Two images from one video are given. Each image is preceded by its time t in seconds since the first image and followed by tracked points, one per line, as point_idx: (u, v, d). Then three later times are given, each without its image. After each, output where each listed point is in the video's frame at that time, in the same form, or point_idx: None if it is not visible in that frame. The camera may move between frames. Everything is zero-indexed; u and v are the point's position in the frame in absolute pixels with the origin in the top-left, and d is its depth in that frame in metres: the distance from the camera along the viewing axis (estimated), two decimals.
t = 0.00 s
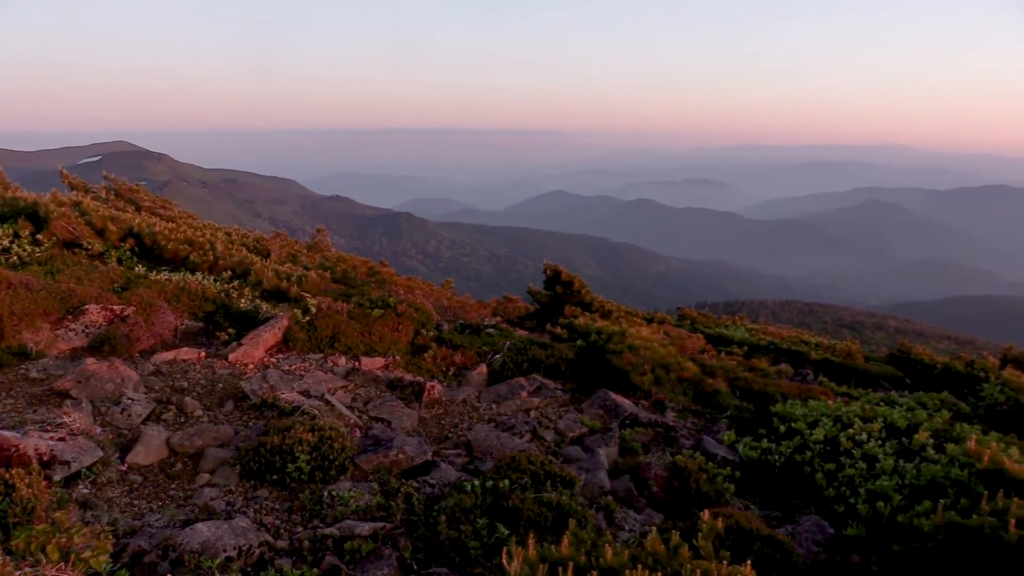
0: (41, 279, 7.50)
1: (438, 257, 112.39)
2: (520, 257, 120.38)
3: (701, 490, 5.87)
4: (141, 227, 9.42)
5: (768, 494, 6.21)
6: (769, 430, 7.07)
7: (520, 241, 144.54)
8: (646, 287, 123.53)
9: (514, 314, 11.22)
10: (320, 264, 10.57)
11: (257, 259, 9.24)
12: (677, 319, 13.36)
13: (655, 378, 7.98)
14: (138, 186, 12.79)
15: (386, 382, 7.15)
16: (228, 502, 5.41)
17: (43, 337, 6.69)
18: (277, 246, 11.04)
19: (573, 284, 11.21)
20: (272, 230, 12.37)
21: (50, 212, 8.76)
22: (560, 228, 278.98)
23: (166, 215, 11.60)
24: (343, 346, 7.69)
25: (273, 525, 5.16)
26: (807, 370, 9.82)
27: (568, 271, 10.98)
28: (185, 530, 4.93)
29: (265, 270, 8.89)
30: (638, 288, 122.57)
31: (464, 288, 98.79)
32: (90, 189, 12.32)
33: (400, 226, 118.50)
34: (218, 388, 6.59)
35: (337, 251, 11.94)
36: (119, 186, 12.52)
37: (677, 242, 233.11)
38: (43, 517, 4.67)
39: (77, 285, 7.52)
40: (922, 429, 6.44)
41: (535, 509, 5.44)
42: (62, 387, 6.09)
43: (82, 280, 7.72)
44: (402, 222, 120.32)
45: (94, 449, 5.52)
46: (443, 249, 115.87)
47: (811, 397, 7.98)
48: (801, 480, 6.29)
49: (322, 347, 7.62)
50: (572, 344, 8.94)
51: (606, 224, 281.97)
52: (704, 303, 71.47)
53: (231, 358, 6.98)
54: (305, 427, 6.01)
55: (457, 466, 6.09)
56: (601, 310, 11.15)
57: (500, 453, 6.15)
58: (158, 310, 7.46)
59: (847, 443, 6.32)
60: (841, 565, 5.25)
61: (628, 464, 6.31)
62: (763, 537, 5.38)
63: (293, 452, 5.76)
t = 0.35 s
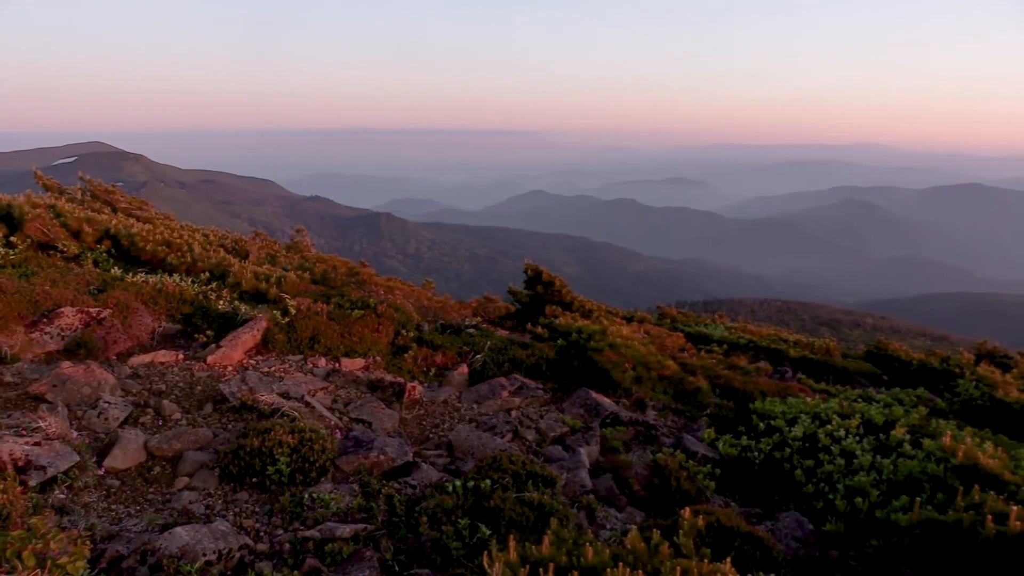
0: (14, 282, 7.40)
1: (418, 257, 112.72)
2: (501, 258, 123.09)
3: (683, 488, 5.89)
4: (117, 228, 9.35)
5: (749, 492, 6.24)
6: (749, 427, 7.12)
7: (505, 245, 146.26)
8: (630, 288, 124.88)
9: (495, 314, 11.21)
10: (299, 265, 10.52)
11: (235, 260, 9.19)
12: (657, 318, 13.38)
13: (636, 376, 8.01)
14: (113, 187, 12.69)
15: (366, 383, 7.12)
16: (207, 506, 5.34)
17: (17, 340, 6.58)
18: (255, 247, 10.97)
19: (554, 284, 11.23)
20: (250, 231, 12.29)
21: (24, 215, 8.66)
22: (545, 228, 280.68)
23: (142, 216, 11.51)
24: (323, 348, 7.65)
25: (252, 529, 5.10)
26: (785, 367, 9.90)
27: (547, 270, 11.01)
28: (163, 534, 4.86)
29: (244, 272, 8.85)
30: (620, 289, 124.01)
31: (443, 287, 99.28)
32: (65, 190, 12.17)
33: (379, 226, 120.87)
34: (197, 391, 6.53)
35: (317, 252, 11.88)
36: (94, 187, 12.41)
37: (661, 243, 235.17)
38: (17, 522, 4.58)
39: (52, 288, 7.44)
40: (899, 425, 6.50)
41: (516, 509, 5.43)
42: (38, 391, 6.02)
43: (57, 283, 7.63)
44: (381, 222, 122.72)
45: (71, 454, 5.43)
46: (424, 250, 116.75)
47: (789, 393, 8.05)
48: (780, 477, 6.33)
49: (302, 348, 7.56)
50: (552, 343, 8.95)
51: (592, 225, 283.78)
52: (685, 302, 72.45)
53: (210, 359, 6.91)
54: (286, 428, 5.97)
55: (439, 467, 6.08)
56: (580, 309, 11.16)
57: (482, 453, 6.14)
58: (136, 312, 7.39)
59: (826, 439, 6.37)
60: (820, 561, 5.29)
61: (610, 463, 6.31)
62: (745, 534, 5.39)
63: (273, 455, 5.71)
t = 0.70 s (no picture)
0: None
1: (396, 257, 118.18)
2: (478, 257, 128.68)
3: (662, 485, 5.92)
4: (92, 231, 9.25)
5: (727, 488, 6.27)
6: (727, 425, 7.18)
7: (490, 250, 147.52)
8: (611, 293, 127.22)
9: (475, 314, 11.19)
10: (277, 266, 10.45)
11: (213, 262, 9.11)
12: (637, 317, 13.42)
13: (616, 375, 8.03)
14: (88, 188, 12.55)
15: (345, 385, 7.09)
16: (184, 510, 5.28)
17: None
18: (233, 249, 10.88)
19: (533, 284, 11.26)
20: (227, 232, 12.19)
21: None
22: (530, 228, 283.08)
23: (118, 218, 11.38)
24: (302, 349, 7.59)
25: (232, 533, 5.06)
26: (763, 365, 9.98)
27: (527, 271, 11.03)
28: (141, 539, 4.79)
29: (221, 274, 8.78)
30: (602, 294, 126.25)
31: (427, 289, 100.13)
32: (38, 191, 12.01)
33: (359, 225, 127.57)
34: (174, 394, 6.46)
35: (295, 253, 11.82)
36: (68, 188, 12.25)
37: (646, 245, 237.49)
38: None
39: (25, 292, 7.32)
40: (875, 421, 6.57)
41: (496, 509, 5.43)
42: (11, 396, 5.92)
43: (30, 286, 7.51)
44: (362, 224, 127.37)
45: (46, 458, 5.36)
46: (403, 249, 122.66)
47: (767, 391, 8.13)
48: (759, 473, 6.37)
49: (280, 350, 7.49)
50: (532, 343, 8.96)
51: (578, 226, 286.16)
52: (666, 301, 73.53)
53: (187, 362, 6.85)
54: (264, 431, 5.92)
55: (419, 468, 6.05)
56: (560, 309, 11.19)
57: (461, 453, 6.13)
58: (111, 315, 7.29)
59: (803, 436, 6.43)
60: (798, 557, 5.33)
61: (589, 461, 6.33)
62: (724, 531, 5.43)
63: (251, 458, 5.66)
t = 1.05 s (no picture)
0: None
1: (373, 257, 119.88)
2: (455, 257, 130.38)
3: (639, 483, 5.95)
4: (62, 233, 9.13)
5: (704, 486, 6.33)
6: (703, 423, 7.24)
7: (471, 252, 147.93)
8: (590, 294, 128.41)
9: (451, 314, 11.16)
10: (251, 268, 10.36)
11: (186, 265, 9.02)
12: (613, 315, 13.46)
13: (592, 375, 8.06)
14: (58, 189, 12.38)
15: (322, 387, 7.04)
16: (159, 515, 5.19)
17: None
18: (206, 250, 10.78)
19: (510, 283, 11.26)
20: (201, 234, 12.08)
21: None
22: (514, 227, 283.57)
23: (88, 219, 11.24)
24: (277, 351, 7.52)
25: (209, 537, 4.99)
26: (738, 362, 10.06)
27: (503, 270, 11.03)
28: (114, 545, 4.71)
29: (195, 276, 8.69)
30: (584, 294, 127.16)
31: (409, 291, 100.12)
32: (5, 193, 11.82)
33: (334, 226, 128.85)
34: (147, 397, 6.38)
35: (270, 254, 11.72)
36: (37, 190, 12.06)
37: (627, 245, 239.08)
38: None
39: None
40: (849, 416, 6.65)
41: (474, 509, 5.42)
42: None
43: None
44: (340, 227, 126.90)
45: (15, 465, 5.25)
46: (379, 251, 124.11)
47: (742, 388, 8.23)
48: (735, 470, 6.41)
49: (255, 352, 7.42)
50: (509, 343, 8.97)
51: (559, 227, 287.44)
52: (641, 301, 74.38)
53: (160, 366, 6.77)
54: (239, 434, 5.87)
55: (396, 469, 6.03)
56: (537, 309, 11.21)
57: (439, 454, 6.12)
58: (82, 319, 7.18)
59: (778, 433, 6.49)
60: (774, 552, 5.37)
61: (567, 461, 6.34)
62: (700, 527, 5.47)
63: (226, 461, 5.60)
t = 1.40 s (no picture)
0: None
1: (347, 258, 121.13)
2: (429, 257, 131.17)
3: (615, 481, 5.97)
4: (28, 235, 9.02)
5: (679, 482, 6.37)
6: (677, 420, 7.29)
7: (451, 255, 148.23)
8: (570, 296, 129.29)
9: (426, 314, 11.14)
10: (222, 269, 10.27)
11: (157, 266, 8.94)
12: (588, 314, 13.49)
13: (568, 373, 8.09)
14: (25, 191, 12.19)
15: (295, 389, 7.00)
16: (130, 521, 5.10)
17: None
18: (177, 252, 10.67)
19: (485, 283, 11.25)
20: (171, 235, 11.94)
21: None
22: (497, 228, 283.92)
23: (56, 222, 11.08)
24: (250, 353, 7.44)
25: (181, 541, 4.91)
26: (712, 360, 10.14)
27: (477, 270, 11.03)
28: (84, 552, 4.61)
29: (166, 278, 8.60)
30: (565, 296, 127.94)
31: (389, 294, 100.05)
32: None
33: (308, 230, 130.02)
34: (117, 402, 6.30)
35: (243, 256, 11.63)
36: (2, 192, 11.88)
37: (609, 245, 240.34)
38: None
39: None
40: (820, 412, 6.73)
41: (450, 510, 5.41)
42: None
43: None
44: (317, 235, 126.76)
45: None
46: (353, 252, 124.99)
47: (715, 385, 8.31)
48: (708, 467, 6.46)
49: (227, 355, 7.35)
50: (484, 342, 8.96)
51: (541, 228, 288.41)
52: (617, 302, 75.03)
53: (131, 369, 6.69)
54: (212, 438, 5.80)
55: (371, 471, 6.00)
56: (511, 308, 11.23)
57: (414, 455, 6.09)
58: (49, 322, 7.07)
59: (751, 429, 6.55)
60: (748, 548, 5.41)
61: (542, 460, 6.35)
62: (675, 524, 5.51)
63: (199, 465, 5.53)
